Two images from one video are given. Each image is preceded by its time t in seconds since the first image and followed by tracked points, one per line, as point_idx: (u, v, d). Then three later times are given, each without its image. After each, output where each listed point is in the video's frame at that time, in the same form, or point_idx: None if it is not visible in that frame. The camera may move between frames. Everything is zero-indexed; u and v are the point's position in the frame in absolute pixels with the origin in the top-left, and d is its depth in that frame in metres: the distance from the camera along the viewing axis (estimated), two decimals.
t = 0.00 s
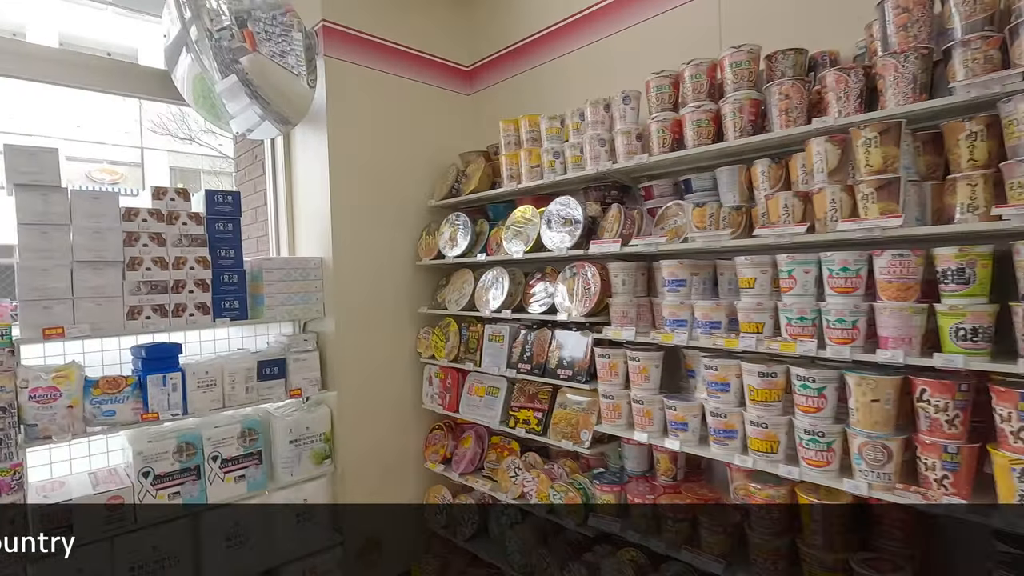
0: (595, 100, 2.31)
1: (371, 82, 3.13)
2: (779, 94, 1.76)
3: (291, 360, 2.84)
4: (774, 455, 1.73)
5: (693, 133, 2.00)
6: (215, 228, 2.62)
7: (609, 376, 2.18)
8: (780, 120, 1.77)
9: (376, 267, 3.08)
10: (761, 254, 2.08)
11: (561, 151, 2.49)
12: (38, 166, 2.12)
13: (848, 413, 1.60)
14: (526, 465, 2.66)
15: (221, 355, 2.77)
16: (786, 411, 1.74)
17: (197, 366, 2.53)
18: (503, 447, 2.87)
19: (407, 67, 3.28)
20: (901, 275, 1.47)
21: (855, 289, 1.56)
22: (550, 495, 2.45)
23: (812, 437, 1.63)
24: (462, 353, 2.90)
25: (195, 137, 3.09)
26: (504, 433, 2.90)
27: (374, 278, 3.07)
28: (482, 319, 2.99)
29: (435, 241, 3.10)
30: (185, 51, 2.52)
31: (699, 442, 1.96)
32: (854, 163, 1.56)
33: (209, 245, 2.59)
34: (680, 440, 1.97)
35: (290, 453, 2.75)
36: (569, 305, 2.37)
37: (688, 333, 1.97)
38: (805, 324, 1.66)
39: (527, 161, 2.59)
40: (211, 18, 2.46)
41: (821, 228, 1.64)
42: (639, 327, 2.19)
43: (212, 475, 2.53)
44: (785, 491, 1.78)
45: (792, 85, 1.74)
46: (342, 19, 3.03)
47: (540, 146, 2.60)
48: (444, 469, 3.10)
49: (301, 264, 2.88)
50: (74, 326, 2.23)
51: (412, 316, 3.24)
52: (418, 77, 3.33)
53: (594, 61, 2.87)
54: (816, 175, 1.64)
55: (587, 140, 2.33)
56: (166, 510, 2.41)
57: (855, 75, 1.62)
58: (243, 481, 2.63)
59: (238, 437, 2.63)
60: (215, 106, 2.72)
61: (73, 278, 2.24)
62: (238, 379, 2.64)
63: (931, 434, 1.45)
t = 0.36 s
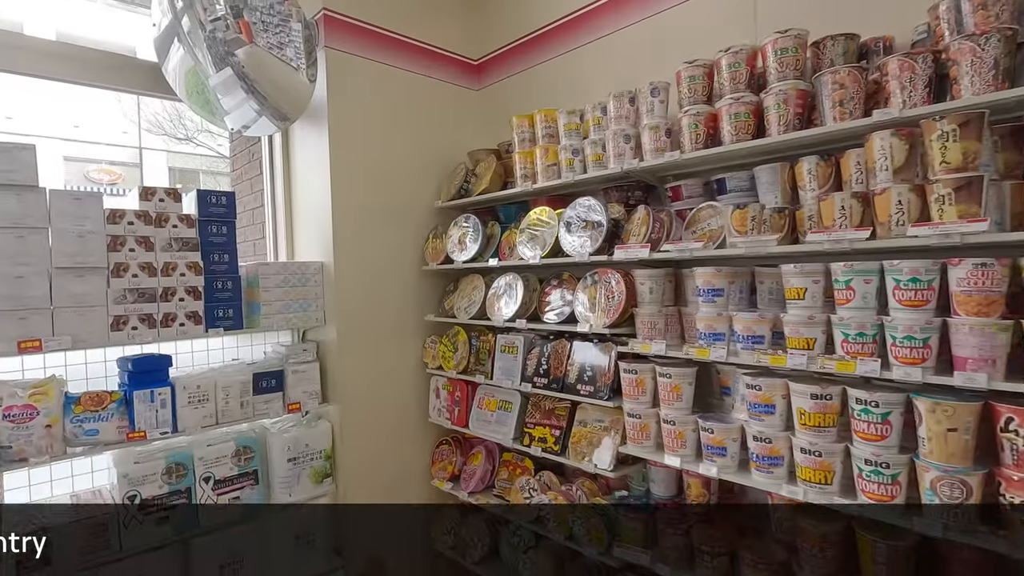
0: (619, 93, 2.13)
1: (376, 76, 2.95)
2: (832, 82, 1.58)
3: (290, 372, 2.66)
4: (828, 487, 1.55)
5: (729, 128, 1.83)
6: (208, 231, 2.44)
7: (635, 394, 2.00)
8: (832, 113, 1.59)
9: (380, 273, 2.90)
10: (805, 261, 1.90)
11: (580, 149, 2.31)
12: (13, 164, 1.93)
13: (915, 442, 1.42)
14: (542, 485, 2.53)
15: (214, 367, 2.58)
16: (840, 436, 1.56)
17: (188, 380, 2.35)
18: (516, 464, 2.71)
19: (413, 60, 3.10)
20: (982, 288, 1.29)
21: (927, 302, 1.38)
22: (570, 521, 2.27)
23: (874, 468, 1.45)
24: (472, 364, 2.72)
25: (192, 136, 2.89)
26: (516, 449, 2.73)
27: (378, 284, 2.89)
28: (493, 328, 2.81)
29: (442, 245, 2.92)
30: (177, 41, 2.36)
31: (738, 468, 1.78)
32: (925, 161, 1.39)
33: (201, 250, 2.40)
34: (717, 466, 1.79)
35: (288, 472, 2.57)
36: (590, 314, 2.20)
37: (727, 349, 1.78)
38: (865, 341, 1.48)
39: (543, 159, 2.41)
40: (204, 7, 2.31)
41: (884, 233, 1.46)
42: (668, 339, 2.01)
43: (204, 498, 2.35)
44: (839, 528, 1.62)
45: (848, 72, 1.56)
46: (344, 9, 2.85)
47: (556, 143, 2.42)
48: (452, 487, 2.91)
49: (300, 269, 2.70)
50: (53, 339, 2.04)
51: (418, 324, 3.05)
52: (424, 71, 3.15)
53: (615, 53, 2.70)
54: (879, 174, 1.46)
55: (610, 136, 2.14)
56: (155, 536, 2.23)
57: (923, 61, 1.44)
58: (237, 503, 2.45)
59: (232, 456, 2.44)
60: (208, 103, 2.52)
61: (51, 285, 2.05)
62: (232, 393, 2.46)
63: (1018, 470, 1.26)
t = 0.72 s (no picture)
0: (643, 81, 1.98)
1: (380, 66, 2.80)
2: (887, 65, 1.44)
3: (288, 379, 2.51)
4: (882, 510, 1.41)
5: (766, 117, 1.68)
6: (201, 228, 2.28)
7: (662, 404, 1.85)
8: (887, 100, 1.45)
9: (383, 274, 2.75)
10: (847, 261, 1.76)
11: (599, 142, 2.17)
12: None
13: (986, 462, 1.28)
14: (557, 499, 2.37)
15: (208, 373, 2.43)
16: (896, 454, 1.42)
17: (179, 388, 2.19)
18: (527, 476, 2.56)
19: (418, 50, 2.95)
20: None
21: (1001, 308, 1.24)
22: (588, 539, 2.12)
23: (939, 492, 1.31)
24: (481, 370, 2.57)
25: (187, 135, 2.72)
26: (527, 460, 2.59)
27: (381, 286, 2.74)
28: (503, 331, 2.67)
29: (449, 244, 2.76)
30: (169, 29, 2.20)
31: (777, 487, 1.63)
32: (999, 151, 1.25)
33: (193, 249, 2.25)
34: (755, 484, 1.64)
35: (286, 485, 2.42)
36: (610, 319, 2.03)
37: (766, 357, 1.63)
38: (926, 350, 1.34)
39: (558, 153, 2.27)
40: None
41: (949, 231, 1.32)
42: (696, 345, 1.87)
43: (196, 514, 2.20)
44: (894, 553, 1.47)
45: (906, 54, 1.42)
46: None
47: (573, 135, 2.28)
48: (459, 499, 2.76)
49: (299, 269, 2.55)
50: (32, 344, 1.88)
51: (423, 327, 2.90)
52: (430, 61, 3.00)
53: (634, 42, 2.56)
54: (944, 165, 1.32)
55: (633, 127, 2.00)
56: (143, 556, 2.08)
57: (995, 39, 1.29)
58: (232, 518, 2.29)
59: (227, 469, 2.28)
60: (202, 94, 2.36)
61: (30, 287, 1.89)
62: (227, 402, 2.31)
63: None
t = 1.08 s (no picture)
0: (664, 68, 1.87)
1: (382, 56, 2.67)
2: (939, 49, 1.33)
3: (285, 383, 2.38)
4: (933, 528, 1.30)
5: (799, 107, 1.58)
6: (192, 224, 2.15)
7: (686, 412, 1.74)
8: (937, 86, 1.35)
9: (385, 273, 2.63)
10: (882, 259, 1.67)
11: (615, 134, 2.05)
12: None
13: None
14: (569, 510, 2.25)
15: (199, 377, 2.31)
16: (947, 469, 1.31)
17: (169, 394, 2.06)
18: (536, 484, 2.42)
19: (421, 38, 2.83)
20: None
21: None
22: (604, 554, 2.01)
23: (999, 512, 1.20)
24: (488, 374, 2.46)
25: (180, 132, 2.59)
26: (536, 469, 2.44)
27: (382, 285, 2.61)
28: (510, 334, 2.55)
29: (454, 241, 2.64)
30: (160, 15, 2.09)
31: (813, 502, 1.53)
32: None
33: (184, 246, 2.12)
34: (789, 499, 1.53)
35: (283, 495, 2.29)
36: (628, 321, 1.92)
37: (801, 362, 1.53)
38: (982, 357, 1.23)
39: (571, 146, 2.16)
40: None
41: (1010, 227, 1.21)
42: (721, 350, 1.76)
43: (186, 528, 2.07)
44: None
45: (959, 36, 1.31)
46: None
47: (587, 127, 2.16)
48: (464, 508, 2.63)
49: (296, 268, 2.42)
50: (9, 348, 1.75)
51: (426, 329, 2.78)
52: (433, 51, 2.88)
53: (648, 31, 2.44)
54: (1006, 156, 1.21)
55: (653, 118, 1.89)
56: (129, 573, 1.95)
57: None
58: (225, 532, 2.16)
59: (219, 479, 2.15)
60: (196, 83, 2.27)
61: (7, 285, 1.75)
62: (219, 408, 2.17)
63: None
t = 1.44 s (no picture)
0: (692, 53, 1.76)
1: (386, 43, 2.55)
2: (1002, 26, 1.23)
3: (285, 386, 2.26)
4: (996, 545, 1.20)
5: (842, 91, 1.48)
6: (188, 217, 2.02)
7: (718, 417, 1.64)
8: (999, 67, 1.25)
9: (390, 271, 2.51)
10: (925, 255, 1.58)
11: (637, 123, 1.95)
12: None
13: None
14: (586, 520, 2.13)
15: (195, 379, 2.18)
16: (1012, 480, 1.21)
17: (163, 398, 1.93)
18: (550, 492, 2.36)
19: (427, 26, 2.71)
20: None
21: None
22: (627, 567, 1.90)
23: None
24: (499, 376, 2.35)
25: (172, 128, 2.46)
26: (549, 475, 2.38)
27: (387, 283, 2.49)
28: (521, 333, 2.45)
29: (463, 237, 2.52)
30: None
31: (858, 513, 1.43)
32: None
33: (179, 240, 1.99)
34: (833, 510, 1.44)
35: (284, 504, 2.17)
36: (653, 321, 1.82)
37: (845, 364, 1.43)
38: None
39: (589, 136, 2.05)
40: None
41: None
42: (753, 350, 1.66)
43: (181, 540, 1.93)
44: None
45: None
46: None
47: (606, 117, 2.06)
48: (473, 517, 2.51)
49: (297, 264, 2.30)
50: None
51: (432, 329, 2.67)
52: (439, 39, 2.76)
53: (667, 17, 2.34)
54: None
55: (679, 106, 1.79)
56: None
57: None
58: (222, 544, 2.04)
59: (216, 487, 2.03)
60: (191, 70, 2.13)
61: None
62: (216, 413, 2.05)
63: None
